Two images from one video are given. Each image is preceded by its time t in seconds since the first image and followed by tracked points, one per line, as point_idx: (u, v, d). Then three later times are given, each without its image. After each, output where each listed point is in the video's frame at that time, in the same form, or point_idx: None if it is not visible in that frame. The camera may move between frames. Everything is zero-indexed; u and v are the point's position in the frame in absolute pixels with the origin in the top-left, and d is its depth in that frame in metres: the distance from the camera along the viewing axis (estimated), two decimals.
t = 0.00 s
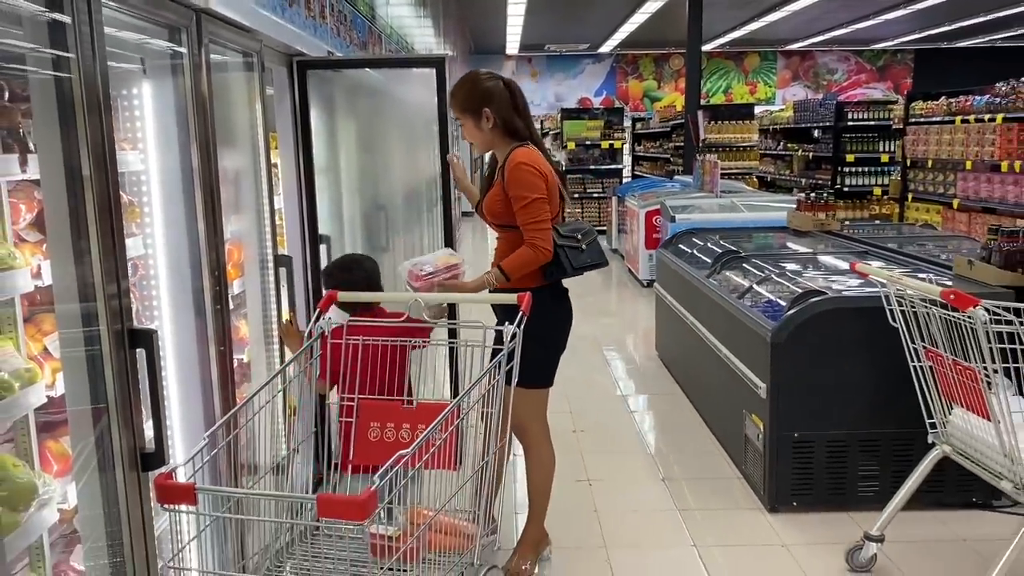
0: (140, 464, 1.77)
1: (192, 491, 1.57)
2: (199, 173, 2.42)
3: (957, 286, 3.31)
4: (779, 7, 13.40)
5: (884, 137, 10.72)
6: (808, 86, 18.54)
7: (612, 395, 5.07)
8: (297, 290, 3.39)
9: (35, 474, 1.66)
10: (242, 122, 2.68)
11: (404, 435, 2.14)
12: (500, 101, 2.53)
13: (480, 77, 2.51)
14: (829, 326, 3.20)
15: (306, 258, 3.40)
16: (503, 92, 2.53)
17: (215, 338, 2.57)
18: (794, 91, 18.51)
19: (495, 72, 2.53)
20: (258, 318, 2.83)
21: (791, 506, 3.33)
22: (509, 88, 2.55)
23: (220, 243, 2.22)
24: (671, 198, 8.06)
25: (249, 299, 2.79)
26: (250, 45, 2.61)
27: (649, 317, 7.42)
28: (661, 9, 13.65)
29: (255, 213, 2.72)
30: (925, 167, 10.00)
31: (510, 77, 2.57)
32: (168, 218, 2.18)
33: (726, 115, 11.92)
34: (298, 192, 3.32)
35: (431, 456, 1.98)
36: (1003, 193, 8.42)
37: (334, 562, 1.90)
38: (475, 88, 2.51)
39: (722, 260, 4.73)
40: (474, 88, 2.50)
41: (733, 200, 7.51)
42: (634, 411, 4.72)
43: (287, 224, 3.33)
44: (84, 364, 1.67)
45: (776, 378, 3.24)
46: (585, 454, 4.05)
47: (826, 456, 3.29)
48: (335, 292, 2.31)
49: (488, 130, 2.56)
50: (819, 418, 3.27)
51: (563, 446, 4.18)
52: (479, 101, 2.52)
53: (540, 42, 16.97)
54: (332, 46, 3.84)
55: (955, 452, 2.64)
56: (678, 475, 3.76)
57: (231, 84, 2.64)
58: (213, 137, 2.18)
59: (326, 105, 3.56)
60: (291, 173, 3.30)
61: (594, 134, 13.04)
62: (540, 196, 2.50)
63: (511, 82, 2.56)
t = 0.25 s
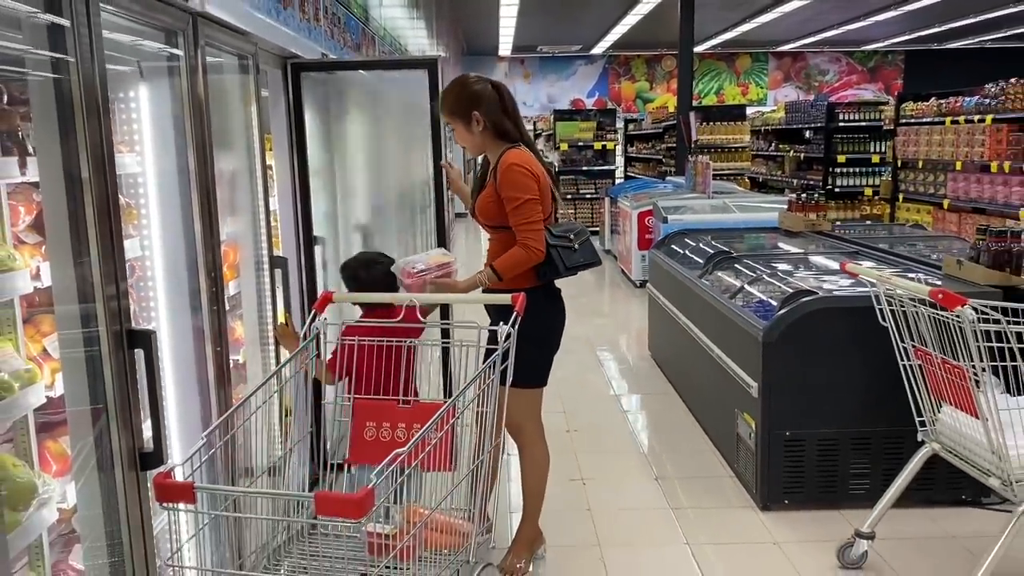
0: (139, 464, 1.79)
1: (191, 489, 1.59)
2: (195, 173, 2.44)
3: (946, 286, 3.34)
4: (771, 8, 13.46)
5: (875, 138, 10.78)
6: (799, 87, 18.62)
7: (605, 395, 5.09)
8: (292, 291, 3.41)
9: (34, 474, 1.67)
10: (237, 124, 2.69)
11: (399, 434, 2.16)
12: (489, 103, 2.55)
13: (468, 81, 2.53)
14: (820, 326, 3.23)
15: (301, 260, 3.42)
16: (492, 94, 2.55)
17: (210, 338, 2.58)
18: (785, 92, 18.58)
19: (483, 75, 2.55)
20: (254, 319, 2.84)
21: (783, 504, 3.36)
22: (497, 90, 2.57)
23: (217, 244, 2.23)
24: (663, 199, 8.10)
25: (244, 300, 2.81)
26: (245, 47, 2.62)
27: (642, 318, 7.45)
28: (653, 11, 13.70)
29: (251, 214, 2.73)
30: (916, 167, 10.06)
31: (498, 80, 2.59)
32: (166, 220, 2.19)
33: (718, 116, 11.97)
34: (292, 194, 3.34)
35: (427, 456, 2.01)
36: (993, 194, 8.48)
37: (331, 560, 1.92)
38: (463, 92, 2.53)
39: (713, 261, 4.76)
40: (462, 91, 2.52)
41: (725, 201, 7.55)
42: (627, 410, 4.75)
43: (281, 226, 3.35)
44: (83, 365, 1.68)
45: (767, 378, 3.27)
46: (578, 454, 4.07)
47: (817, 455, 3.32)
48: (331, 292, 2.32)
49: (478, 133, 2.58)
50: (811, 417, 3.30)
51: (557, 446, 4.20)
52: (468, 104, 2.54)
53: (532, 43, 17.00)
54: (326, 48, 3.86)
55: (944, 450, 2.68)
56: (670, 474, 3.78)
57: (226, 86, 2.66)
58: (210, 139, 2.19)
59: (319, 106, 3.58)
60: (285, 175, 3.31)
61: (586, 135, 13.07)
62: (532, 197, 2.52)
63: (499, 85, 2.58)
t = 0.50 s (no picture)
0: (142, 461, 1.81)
1: (197, 489, 1.61)
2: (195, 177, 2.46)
3: (938, 286, 3.38)
4: (762, 10, 13.53)
5: (867, 139, 10.84)
6: (791, 89, 18.70)
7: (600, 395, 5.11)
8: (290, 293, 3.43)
9: (40, 474, 1.68)
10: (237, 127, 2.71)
11: (400, 435, 2.17)
12: (486, 106, 2.57)
13: (465, 84, 2.55)
14: (814, 327, 3.26)
15: (299, 262, 3.44)
16: (489, 98, 2.57)
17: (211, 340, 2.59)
18: (777, 94, 18.66)
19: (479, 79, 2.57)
20: (253, 321, 2.86)
21: (778, 503, 3.39)
22: (494, 94, 2.59)
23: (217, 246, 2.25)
24: (657, 200, 8.13)
25: (244, 302, 2.83)
26: (245, 51, 2.64)
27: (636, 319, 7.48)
28: (645, 13, 13.75)
29: (250, 216, 2.75)
30: (908, 169, 10.12)
31: (494, 83, 2.61)
32: (167, 221, 2.21)
33: (710, 118, 12.01)
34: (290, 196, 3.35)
35: (428, 456, 2.03)
36: (984, 195, 8.54)
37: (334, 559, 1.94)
38: (460, 95, 2.55)
39: (707, 262, 4.78)
40: (459, 94, 2.54)
41: (719, 202, 7.58)
42: (622, 411, 4.77)
43: (280, 228, 3.36)
44: (88, 365, 1.72)
45: (762, 380, 3.30)
46: (575, 455, 4.10)
47: (812, 455, 3.35)
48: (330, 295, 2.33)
49: (475, 135, 2.60)
50: (805, 417, 3.33)
51: (554, 447, 4.22)
52: (465, 107, 2.56)
53: (525, 46, 17.03)
54: (323, 51, 3.88)
55: (937, 449, 2.71)
56: (666, 474, 3.81)
57: (226, 89, 2.68)
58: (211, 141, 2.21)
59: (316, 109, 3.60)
60: (283, 177, 3.33)
61: (580, 137, 13.10)
62: (529, 198, 2.55)
63: (495, 89, 2.61)
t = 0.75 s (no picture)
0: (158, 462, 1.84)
1: (216, 488, 1.64)
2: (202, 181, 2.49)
3: (932, 288, 3.43)
4: (754, 14, 13.61)
5: (858, 142, 10.91)
6: (782, 92, 18.80)
7: (598, 397, 5.15)
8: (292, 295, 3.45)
9: (58, 473, 1.71)
10: (243, 131, 2.74)
11: (407, 435, 2.21)
12: (493, 110, 2.60)
13: (474, 87, 2.58)
14: (811, 329, 3.30)
15: (301, 263, 3.46)
16: (496, 102, 2.60)
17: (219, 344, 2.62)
18: (768, 97, 18.76)
19: (489, 83, 2.60)
20: (258, 323, 2.89)
21: (776, 502, 3.43)
22: (502, 99, 2.62)
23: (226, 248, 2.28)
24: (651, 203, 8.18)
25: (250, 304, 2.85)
26: (251, 55, 2.68)
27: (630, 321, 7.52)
28: (637, 17, 13.81)
29: (256, 218, 2.78)
30: (898, 172, 10.19)
31: (503, 88, 2.65)
32: (177, 224, 2.23)
33: (703, 121, 12.08)
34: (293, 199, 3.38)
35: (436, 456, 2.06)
36: (973, 198, 8.63)
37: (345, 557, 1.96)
38: (469, 98, 2.58)
39: (703, 264, 4.83)
40: (466, 97, 2.58)
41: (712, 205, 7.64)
42: (620, 412, 4.81)
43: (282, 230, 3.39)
44: (106, 365, 1.74)
45: (759, 381, 3.34)
46: (574, 455, 4.14)
47: (809, 454, 3.40)
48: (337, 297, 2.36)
49: (480, 138, 2.64)
50: (802, 417, 3.38)
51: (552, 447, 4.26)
52: (472, 110, 2.59)
53: (518, 48, 17.08)
54: (323, 54, 3.91)
55: (933, 448, 2.76)
56: (665, 474, 3.85)
57: (231, 93, 2.71)
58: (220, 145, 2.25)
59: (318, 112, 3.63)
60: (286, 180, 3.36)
61: (573, 140, 13.15)
62: (535, 201, 2.58)
63: (503, 93, 2.64)
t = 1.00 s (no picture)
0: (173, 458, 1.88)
1: (233, 482, 1.68)
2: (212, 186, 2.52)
3: (926, 288, 3.48)
4: (746, 17, 13.69)
5: (850, 144, 10.99)
6: (774, 94, 18.90)
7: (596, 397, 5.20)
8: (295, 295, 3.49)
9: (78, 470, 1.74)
10: (249, 133, 2.78)
11: (414, 432, 2.24)
12: (505, 113, 2.65)
13: (487, 88, 2.63)
14: (808, 329, 3.35)
15: (303, 264, 3.50)
16: (508, 105, 2.65)
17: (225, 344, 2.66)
18: (760, 100, 18.85)
19: (502, 86, 2.65)
20: (264, 322, 2.92)
21: (773, 500, 3.48)
22: (515, 102, 2.67)
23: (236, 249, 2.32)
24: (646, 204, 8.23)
25: (256, 303, 2.89)
26: (258, 59, 2.71)
27: (625, 322, 7.57)
28: (631, 19, 13.88)
29: (262, 220, 2.83)
30: (890, 173, 10.27)
31: (515, 92, 2.69)
32: (188, 226, 2.27)
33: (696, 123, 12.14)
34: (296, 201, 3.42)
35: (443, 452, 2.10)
36: (964, 200, 8.71)
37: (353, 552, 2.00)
38: (481, 98, 2.63)
39: (700, 265, 4.88)
40: (479, 97, 2.63)
41: (706, 207, 7.70)
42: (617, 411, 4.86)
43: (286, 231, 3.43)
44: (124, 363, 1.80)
45: (757, 380, 3.39)
46: (573, 454, 4.18)
47: (806, 452, 3.45)
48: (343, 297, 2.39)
49: (489, 138, 2.68)
50: (799, 415, 3.43)
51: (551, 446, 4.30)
52: (483, 109, 2.64)
53: (512, 51, 17.13)
54: (324, 57, 3.95)
55: (929, 445, 2.81)
56: (663, 472, 3.89)
57: (237, 96, 2.74)
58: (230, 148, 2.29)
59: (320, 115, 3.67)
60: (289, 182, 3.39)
61: (567, 142, 13.20)
62: (546, 204, 2.62)
63: (516, 97, 2.69)
